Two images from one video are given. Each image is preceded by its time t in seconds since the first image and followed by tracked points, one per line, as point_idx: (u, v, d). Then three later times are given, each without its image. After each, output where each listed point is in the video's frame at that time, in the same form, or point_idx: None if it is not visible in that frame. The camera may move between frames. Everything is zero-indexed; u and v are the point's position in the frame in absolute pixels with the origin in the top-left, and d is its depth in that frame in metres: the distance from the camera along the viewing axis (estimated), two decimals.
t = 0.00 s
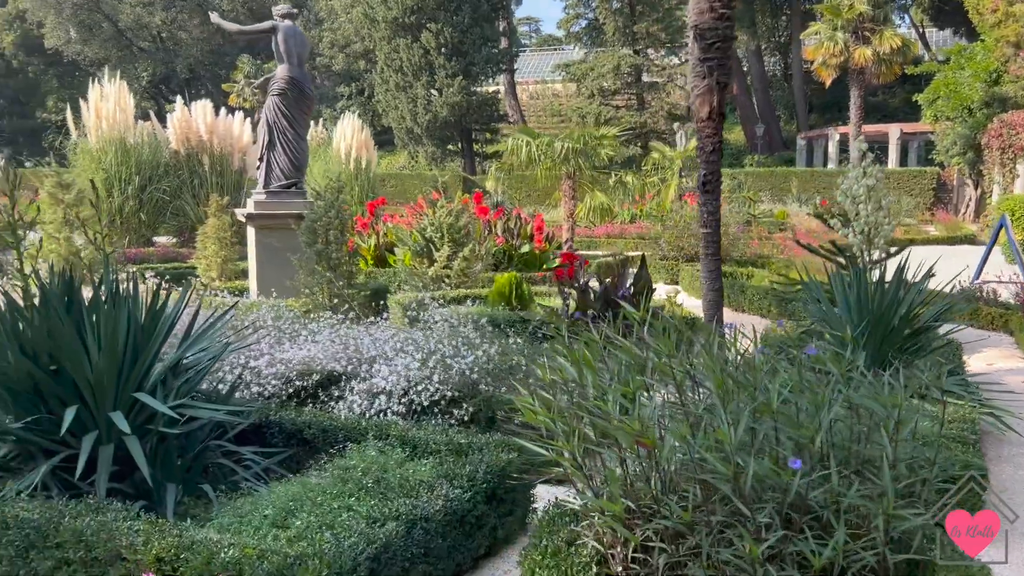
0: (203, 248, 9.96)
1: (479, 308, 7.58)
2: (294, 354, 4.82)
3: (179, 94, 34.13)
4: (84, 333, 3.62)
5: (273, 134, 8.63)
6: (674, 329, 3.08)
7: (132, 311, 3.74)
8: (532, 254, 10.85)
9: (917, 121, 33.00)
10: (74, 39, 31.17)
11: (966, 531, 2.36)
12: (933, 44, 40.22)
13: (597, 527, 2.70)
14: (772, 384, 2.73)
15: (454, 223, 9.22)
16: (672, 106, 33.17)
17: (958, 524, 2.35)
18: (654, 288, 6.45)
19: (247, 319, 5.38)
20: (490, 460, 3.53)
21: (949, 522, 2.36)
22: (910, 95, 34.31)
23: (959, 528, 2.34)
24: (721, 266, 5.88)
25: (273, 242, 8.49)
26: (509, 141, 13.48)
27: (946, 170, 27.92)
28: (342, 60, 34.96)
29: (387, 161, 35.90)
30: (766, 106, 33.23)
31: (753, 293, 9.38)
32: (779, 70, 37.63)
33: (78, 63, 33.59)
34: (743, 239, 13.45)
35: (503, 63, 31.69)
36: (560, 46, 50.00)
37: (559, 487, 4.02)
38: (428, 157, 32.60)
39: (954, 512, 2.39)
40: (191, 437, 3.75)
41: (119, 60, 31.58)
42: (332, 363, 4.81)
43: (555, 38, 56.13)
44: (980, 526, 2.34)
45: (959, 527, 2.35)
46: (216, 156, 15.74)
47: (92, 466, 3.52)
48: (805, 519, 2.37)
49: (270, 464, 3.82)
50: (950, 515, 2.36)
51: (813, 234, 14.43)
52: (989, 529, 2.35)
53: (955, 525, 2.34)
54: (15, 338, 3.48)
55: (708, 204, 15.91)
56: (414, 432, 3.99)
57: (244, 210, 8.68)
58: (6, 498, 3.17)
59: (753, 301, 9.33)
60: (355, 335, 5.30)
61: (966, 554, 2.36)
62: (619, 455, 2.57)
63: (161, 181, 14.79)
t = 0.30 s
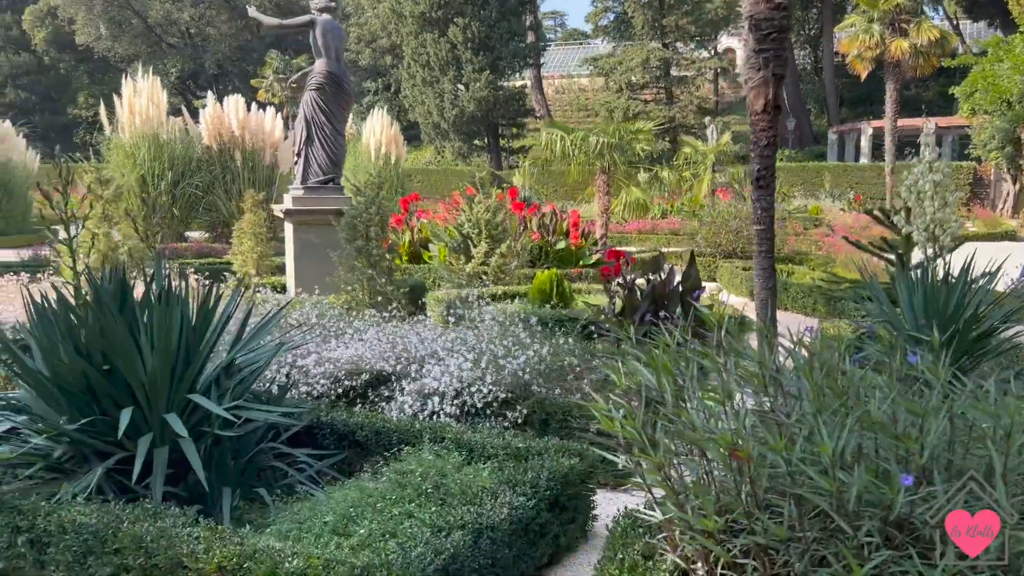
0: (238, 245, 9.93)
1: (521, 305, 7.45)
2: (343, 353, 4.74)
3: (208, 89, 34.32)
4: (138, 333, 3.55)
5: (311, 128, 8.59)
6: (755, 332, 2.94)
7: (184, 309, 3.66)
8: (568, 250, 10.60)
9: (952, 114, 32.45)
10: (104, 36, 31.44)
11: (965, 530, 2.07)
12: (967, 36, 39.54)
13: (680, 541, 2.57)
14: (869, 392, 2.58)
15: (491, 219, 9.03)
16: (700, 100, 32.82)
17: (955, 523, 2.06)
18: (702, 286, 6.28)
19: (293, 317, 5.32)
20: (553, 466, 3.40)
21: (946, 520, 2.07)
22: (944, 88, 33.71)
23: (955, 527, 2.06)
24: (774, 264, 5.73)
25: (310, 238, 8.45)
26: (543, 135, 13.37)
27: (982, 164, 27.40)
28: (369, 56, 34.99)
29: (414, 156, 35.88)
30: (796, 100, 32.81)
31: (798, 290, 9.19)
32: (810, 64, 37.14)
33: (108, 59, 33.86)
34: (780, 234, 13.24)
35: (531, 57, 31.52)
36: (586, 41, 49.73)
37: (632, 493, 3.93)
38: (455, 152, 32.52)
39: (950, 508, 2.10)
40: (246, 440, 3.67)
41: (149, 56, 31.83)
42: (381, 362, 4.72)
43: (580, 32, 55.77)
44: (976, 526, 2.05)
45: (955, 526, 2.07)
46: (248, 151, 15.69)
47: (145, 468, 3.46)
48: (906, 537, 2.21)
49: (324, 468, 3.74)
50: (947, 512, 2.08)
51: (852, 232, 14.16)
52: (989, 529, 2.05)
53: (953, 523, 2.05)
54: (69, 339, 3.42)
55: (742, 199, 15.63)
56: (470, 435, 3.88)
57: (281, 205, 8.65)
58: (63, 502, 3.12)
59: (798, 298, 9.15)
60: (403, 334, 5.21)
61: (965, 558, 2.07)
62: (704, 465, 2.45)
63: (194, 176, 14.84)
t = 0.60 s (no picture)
0: (280, 240, 9.87)
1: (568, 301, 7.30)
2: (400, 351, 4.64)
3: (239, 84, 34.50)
4: (201, 331, 3.48)
5: (355, 122, 8.52)
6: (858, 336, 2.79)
7: (248, 306, 3.57)
8: (610, 245, 10.39)
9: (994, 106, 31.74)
10: (138, 32, 31.67)
11: (966, 530, 1.92)
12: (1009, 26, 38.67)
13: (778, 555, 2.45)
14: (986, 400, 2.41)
15: (536, 213, 8.87)
16: (734, 94, 32.40)
17: (955, 522, 1.92)
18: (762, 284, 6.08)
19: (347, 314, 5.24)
20: (631, 473, 3.25)
21: (945, 519, 1.93)
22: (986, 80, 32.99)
23: (955, 526, 1.92)
24: (839, 263, 5.54)
25: (354, 233, 8.41)
26: (582, 128, 13.19)
27: None
28: (399, 50, 34.96)
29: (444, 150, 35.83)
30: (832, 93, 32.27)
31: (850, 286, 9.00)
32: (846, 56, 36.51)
33: (141, 55, 34.08)
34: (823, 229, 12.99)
35: (562, 50, 31.29)
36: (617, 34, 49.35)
37: (718, 504, 3.78)
38: (485, 146, 32.40)
39: (951, 506, 1.95)
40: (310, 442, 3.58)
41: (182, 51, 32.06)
42: (439, 361, 4.62)
43: (609, 25, 55.28)
44: (979, 525, 1.90)
45: (955, 526, 1.92)
46: (284, 146, 15.64)
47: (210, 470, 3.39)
48: None
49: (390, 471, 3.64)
50: (946, 510, 1.94)
51: (897, 228, 13.83)
52: (992, 529, 1.89)
53: (953, 523, 1.90)
54: (133, 339, 3.35)
55: (781, 193, 15.33)
56: (538, 438, 3.75)
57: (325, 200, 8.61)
58: (131, 505, 3.05)
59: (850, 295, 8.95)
60: (459, 332, 5.10)
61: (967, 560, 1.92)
62: (817, 478, 2.30)
63: (231, 170, 14.85)
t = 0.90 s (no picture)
0: (324, 235, 9.84)
1: (618, 299, 7.17)
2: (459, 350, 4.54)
3: (273, 80, 34.68)
4: (267, 328, 3.41)
5: (401, 117, 8.48)
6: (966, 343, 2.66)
7: (312, 303, 3.49)
8: (655, 240, 10.20)
9: None
10: (173, 28, 31.95)
11: (966, 530, 1.93)
12: None
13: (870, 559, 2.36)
14: None
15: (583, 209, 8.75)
16: (772, 87, 31.92)
17: (953, 522, 1.94)
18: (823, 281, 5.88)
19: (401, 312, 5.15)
20: (713, 482, 3.12)
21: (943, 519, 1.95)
22: None
23: (954, 525, 1.94)
24: (906, 261, 5.37)
25: (399, 229, 8.32)
26: (623, 122, 13.02)
27: None
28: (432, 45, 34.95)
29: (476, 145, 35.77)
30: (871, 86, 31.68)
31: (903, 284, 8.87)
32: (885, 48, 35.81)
33: (178, 52, 34.38)
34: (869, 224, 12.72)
35: (596, 44, 31.03)
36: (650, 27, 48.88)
37: (798, 516, 3.64)
38: (518, 141, 32.27)
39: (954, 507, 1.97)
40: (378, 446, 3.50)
41: (217, 48, 32.34)
42: (499, 361, 4.51)
43: (641, 19, 54.77)
44: (978, 525, 1.91)
45: (955, 526, 1.94)
46: (322, 140, 15.57)
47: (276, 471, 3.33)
48: None
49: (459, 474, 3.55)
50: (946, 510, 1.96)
51: (946, 223, 13.47)
52: (993, 529, 1.90)
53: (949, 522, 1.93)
54: (198, 336, 3.29)
55: (825, 188, 15.02)
56: (607, 441, 3.63)
57: (371, 195, 8.57)
58: (201, 509, 2.98)
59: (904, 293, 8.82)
60: (516, 330, 4.98)
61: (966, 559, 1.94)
62: (932, 491, 2.18)
63: (270, 166, 14.91)
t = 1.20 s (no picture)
0: (364, 230, 9.75)
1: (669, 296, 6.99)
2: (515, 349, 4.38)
3: (306, 75, 34.76)
4: (328, 325, 3.30)
5: (445, 110, 8.36)
6: None
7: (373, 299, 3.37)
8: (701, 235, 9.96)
9: None
10: (209, 24, 32.15)
11: (965, 529, 2.07)
12: None
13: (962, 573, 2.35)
14: None
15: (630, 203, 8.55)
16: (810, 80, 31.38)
17: (954, 522, 2.08)
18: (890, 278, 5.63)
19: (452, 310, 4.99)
20: (798, 491, 2.96)
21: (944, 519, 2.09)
22: None
23: (953, 524, 2.08)
24: (980, 257, 5.13)
25: (443, 224, 8.21)
26: (666, 115, 12.81)
27: None
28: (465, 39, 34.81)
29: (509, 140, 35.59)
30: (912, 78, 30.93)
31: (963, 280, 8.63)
32: (927, 39, 34.97)
33: (213, 48, 34.62)
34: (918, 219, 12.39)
35: (631, 37, 30.67)
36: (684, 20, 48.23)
37: (882, 529, 3.49)
38: (550, 135, 32.03)
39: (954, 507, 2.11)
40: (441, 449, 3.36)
41: (251, 43, 32.49)
42: (557, 361, 4.35)
43: (674, 12, 54.08)
44: (978, 525, 2.04)
45: (956, 526, 2.08)
46: (359, 135, 15.59)
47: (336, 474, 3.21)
48: None
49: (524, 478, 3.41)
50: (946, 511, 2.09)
51: (998, 218, 13.05)
52: (991, 529, 2.03)
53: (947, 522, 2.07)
54: (258, 333, 3.19)
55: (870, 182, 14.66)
56: (680, 446, 3.47)
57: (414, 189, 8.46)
58: (265, 513, 2.87)
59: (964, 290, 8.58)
60: (574, 329, 4.82)
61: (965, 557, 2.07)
62: None
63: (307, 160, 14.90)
